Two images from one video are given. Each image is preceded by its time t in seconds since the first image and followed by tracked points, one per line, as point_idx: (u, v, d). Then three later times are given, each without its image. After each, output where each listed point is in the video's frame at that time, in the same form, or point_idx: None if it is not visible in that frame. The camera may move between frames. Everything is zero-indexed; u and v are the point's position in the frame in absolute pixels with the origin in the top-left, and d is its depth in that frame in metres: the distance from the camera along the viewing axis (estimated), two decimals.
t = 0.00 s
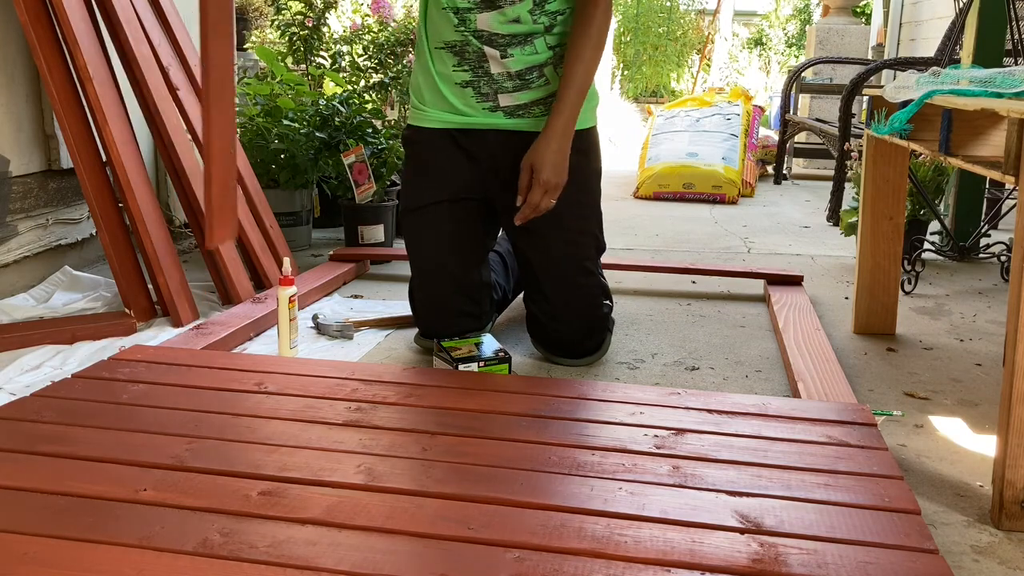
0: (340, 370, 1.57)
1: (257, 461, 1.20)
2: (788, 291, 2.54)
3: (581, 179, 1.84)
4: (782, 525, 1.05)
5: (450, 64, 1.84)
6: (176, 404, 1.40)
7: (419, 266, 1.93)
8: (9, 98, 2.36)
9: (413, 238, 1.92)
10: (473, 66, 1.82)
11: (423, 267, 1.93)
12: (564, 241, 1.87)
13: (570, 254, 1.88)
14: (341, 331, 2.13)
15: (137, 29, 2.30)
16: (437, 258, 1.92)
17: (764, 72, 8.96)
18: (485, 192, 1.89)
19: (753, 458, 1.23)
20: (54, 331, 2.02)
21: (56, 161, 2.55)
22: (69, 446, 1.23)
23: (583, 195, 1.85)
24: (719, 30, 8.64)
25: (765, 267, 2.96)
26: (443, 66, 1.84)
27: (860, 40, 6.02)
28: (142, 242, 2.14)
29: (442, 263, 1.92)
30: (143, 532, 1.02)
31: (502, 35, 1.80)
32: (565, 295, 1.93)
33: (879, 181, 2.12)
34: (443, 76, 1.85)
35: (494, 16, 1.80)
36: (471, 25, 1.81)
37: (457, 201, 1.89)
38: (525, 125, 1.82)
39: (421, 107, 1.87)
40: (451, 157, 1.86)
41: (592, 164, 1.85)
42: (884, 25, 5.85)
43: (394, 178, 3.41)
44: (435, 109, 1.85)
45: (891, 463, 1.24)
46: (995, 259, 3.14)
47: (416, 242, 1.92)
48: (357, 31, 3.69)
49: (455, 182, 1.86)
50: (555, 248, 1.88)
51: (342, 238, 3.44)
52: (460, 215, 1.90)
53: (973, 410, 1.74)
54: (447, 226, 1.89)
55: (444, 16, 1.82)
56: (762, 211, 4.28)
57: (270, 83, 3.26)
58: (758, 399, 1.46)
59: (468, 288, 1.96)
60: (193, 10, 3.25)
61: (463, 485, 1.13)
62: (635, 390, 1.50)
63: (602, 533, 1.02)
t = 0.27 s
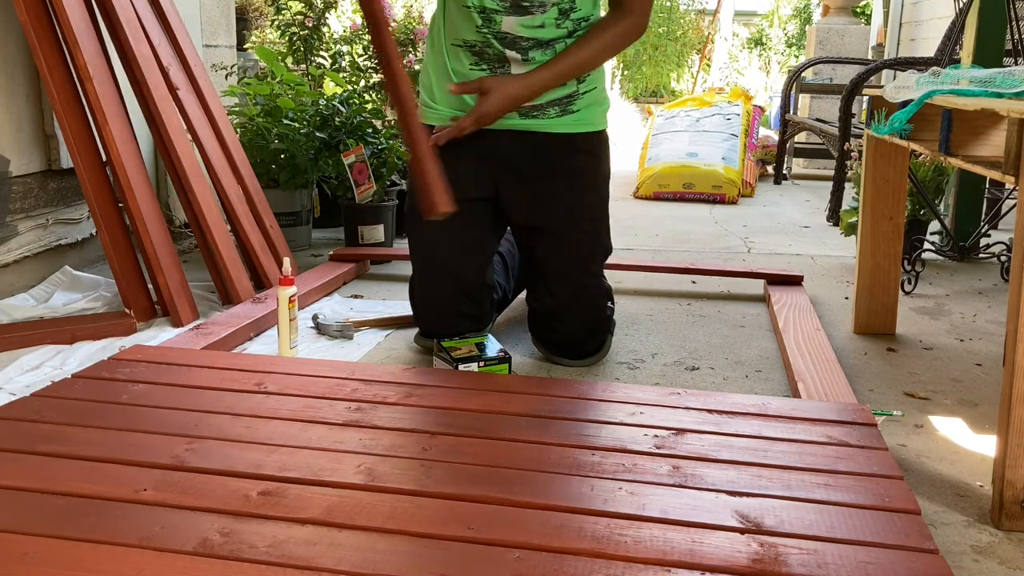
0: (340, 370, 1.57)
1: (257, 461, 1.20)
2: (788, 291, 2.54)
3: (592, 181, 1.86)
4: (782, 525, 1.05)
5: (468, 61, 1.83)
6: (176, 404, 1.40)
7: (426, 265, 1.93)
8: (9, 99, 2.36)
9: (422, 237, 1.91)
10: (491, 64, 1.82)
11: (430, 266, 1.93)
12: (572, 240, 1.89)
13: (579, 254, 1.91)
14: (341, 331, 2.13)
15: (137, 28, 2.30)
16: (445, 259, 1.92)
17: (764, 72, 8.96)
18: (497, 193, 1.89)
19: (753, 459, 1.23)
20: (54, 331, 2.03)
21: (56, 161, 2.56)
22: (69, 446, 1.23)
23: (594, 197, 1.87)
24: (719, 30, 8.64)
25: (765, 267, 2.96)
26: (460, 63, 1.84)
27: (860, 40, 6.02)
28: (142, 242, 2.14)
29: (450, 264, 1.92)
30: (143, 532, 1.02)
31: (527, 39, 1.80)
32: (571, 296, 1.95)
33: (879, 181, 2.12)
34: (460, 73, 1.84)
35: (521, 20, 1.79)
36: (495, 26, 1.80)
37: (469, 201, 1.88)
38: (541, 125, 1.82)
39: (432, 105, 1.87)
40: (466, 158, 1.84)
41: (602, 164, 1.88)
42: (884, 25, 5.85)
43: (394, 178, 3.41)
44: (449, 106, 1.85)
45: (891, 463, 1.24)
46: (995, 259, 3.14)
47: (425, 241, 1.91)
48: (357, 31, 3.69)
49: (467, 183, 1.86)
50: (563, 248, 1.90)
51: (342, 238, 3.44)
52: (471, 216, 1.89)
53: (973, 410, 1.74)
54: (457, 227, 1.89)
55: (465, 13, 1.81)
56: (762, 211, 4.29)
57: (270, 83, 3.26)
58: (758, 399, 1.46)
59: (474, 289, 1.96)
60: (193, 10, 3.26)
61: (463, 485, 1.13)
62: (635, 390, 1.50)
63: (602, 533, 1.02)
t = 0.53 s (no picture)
0: (340, 370, 1.57)
1: (257, 461, 1.20)
2: (788, 291, 2.54)
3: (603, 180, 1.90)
4: (782, 525, 1.05)
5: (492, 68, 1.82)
6: (176, 404, 1.40)
7: (433, 263, 1.93)
8: (9, 99, 2.36)
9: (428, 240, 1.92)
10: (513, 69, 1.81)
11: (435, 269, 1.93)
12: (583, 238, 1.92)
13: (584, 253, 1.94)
14: (341, 331, 2.13)
15: (137, 28, 2.30)
16: (451, 260, 1.92)
17: (764, 72, 8.97)
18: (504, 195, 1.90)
19: (753, 459, 1.23)
20: (54, 331, 2.03)
21: (56, 161, 2.56)
22: (69, 446, 1.23)
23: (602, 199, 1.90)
24: (719, 30, 8.64)
25: (765, 267, 2.96)
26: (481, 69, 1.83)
27: (860, 40, 6.02)
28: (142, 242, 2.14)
29: (457, 266, 1.92)
30: (143, 532, 1.02)
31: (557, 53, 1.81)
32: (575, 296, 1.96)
33: (879, 181, 2.12)
34: (479, 78, 1.83)
35: (551, 37, 1.81)
36: (523, 39, 1.80)
37: (477, 203, 1.90)
38: (560, 129, 1.85)
39: (449, 107, 1.86)
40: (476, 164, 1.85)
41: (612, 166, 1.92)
42: (884, 25, 5.85)
43: (394, 178, 3.42)
44: (466, 111, 1.85)
45: (891, 463, 1.24)
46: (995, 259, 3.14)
47: (432, 244, 1.92)
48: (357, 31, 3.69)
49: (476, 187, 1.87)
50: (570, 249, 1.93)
51: (342, 238, 3.44)
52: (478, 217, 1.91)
53: (973, 410, 1.74)
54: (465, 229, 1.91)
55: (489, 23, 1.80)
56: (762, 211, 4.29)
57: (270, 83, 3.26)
58: (759, 399, 1.46)
59: (478, 290, 1.97)
60: (193, 10, 3.25)
61: (463, 485, 1.13)
62: (635, 390, 1.50)
63: (603, 532, 1.02)
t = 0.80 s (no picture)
0: (340, 370, 1.57)
1: (257, 461, 1.20)
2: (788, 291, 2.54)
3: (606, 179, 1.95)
4: (782, 525, 1.05)
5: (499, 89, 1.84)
6: (175, 404, 1.40)
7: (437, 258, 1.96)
8: (9, 99, 2.36)
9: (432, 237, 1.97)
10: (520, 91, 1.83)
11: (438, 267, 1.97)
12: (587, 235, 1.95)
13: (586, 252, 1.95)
14: (341, 331, 2.13)
15: (137, 28, 2.30)
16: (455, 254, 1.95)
17: (764, 72, 8.97)
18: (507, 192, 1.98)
19: (753, 459, 1.23)
20: (54, 331, 2.03)
21: (56, 161, 2.56)
22: (68, 446, 1.23)
23: (602, 193, 1.95)
24: (719, 30, 8.64)
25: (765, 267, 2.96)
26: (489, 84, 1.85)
27: (860, 40, 6.02)
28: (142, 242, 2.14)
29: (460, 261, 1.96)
30: (143, 532, 1.02)
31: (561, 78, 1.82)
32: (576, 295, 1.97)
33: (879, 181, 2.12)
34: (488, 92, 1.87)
35: (556, 65, 1.79)
36: (530, 71, 1.79)
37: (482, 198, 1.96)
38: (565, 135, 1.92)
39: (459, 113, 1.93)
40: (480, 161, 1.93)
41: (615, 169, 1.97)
42: (884, 25, 5.85)
43: (395, 178, 3.42)
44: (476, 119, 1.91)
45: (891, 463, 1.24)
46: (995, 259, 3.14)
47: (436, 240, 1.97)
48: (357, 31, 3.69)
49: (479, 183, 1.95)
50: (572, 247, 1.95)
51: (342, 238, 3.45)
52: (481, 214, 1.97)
53: (973, 410, 1.74)
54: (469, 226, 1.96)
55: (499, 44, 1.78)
56: (762, 211, 4.29)
57: (270, 83, 3.26)
58: (759, 399, 1.46)
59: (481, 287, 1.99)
60: (193, 10, 3.25)
61: (462, 485, 1.13)
62: (635, 390, 1.50)
63: (603, 532, 1.02)
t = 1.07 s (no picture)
0: (340, 370, 1.57)
1: (257, 461, 1.20)
2: (788, 291, 2.54)
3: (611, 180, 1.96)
4: (782, 525, 1.05)
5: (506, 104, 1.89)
6: (175, 404, 1.40)
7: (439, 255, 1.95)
8: (9, 99, 2.36)
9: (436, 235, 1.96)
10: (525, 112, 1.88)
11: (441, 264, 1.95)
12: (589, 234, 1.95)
13: (590, 248, 1.95)
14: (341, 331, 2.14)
15: (137, 28, 2.30)
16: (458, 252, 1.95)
17: (764, 72, 8.97)
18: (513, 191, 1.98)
19: (754, 459, 1.23)
20: (55, 331, 2.03)
21: (56, 161, 2.56)
22: (68, 446, 1.23)
23: (607, 191, 1.96)
24: (719, 30, 8.64)
25: (765, 267, 2.96)
26: (496, 97, 1.89)
27: (860, 40, 6.02)
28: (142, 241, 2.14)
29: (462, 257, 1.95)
30: (143, 532, 1.02)
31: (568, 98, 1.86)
32: (579, 293, 1.94)
33: (879, 181, 2.13)
34: (495, 103, 1.90)
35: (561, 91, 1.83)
36: (536, 96, 1.84)
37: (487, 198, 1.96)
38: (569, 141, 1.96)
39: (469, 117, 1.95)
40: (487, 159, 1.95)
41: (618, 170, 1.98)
42: (884, 25, 5.85)
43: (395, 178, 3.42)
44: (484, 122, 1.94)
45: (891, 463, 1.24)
46: (995, 259, 3.14)
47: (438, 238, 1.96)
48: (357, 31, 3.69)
49: (485, 180, 1.95)
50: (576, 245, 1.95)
51: (342, 239, 3.45)
52: (486, 214, 1.97)
53: (972, 410, 1.75)
54: (473, 224, 1.95)
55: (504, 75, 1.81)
56: (762, 211, 4.29)
57: (270, 83, 3.26)
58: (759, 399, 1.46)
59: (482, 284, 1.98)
60: (193, 10, 3.26)
61: (463, 485, 1.13)
62: (635, 390, 1.50)
63: (603, 532, 1.02)
